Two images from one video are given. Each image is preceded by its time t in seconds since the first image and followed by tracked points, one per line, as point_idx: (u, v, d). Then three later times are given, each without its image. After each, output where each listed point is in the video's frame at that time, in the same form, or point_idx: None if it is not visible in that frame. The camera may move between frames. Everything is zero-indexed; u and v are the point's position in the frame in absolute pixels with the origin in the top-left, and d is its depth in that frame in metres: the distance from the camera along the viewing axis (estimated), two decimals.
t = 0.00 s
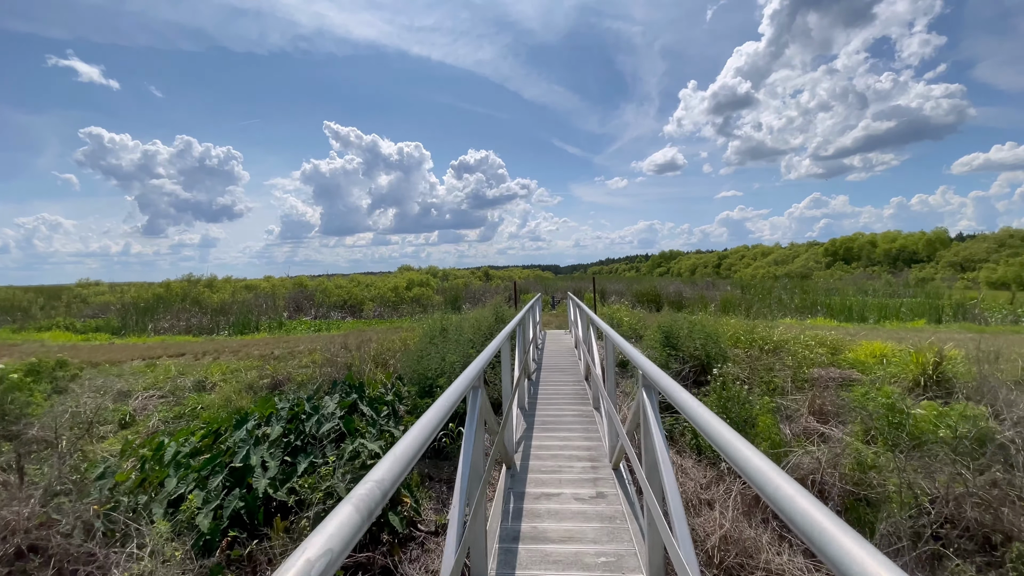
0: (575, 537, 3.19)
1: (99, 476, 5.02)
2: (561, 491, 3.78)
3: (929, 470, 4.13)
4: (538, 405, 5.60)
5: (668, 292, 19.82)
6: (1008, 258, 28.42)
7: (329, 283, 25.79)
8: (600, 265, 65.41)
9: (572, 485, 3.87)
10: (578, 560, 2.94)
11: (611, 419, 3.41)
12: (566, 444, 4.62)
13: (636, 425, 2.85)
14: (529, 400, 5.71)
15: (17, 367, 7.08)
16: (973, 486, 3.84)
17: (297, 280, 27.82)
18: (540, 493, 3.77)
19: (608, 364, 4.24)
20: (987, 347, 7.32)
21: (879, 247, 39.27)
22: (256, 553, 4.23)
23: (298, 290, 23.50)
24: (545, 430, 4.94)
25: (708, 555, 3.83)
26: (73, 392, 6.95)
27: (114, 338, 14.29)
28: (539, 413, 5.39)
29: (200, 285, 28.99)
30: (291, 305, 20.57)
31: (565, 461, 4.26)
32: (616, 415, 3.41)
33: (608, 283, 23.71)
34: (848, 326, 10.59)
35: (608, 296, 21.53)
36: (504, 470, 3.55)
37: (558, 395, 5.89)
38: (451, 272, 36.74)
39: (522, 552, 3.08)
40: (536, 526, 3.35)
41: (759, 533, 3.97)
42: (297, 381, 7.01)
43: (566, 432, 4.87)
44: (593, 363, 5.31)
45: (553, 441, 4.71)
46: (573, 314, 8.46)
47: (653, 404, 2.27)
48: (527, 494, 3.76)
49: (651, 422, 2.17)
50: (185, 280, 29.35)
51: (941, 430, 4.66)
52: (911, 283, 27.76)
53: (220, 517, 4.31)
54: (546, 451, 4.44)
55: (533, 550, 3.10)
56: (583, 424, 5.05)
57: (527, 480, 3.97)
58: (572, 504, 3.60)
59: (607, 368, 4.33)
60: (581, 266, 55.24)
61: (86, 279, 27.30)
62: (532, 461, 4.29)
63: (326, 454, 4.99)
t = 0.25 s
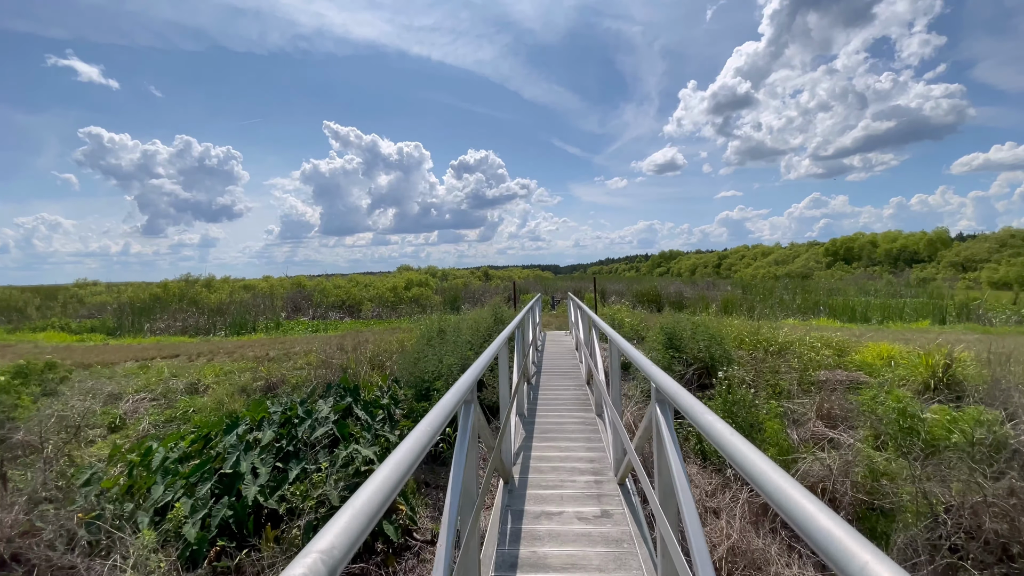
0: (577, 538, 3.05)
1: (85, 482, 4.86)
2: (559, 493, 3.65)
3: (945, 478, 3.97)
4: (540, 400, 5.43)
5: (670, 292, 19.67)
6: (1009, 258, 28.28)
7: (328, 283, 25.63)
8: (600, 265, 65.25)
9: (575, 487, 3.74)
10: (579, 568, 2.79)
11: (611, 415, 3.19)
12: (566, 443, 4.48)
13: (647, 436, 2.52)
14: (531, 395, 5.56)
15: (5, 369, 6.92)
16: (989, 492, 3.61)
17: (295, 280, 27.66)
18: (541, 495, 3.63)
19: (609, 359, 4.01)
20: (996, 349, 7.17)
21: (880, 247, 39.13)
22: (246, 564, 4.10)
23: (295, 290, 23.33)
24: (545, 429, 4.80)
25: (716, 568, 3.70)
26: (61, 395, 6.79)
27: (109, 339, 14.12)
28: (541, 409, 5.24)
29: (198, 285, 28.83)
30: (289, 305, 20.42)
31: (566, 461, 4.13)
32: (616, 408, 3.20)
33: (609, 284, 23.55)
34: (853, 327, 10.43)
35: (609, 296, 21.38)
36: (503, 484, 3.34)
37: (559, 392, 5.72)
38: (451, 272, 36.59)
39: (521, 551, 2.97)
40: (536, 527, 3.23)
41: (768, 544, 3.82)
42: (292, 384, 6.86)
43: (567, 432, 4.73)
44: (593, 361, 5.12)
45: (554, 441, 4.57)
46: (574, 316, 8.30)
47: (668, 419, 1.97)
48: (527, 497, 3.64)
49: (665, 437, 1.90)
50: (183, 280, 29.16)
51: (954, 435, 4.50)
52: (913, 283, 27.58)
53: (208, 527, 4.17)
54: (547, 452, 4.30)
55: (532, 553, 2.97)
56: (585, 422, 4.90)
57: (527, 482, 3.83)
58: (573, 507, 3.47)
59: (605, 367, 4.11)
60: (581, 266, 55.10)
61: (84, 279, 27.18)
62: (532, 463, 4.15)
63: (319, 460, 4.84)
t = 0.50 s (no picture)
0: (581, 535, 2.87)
1: (68, 487, 4.70)
2: (561, 476, 3.44)
3: (961, 484, 3.79)
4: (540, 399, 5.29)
5: (670, 292, 19.52)
6: (1011, 258, 28.14)
7: (326, 283, 25.47)
8: (600, 264, 65.10)
9: (578, 469, 3.53)
10: None
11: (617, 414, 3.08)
12: (567, 428, 4.27)
13: (662, 442, 2.11)
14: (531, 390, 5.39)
15: None
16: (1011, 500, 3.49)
17: (293, 280, 27.46)
18: (544, 476, 3.43)
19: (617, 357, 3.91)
20: (1004, 349, 7.03)
21: (880, 247, 39.00)
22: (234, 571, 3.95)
23: (293, 290, 23.15)
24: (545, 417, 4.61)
25: None
26: (49, 397, 6.63)
27: (103, 339, 13.94)
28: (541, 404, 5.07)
29: (196, 285, 28.64)
30: (287, 305, 20.25)
31: (569, 445, 3.91)
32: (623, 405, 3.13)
33: (609, 284, 23.40)
34: (856, 327, 10.30)
35: (609, 296, 21.22)
36: (507, 459, 3.08)
37: (558, 391, 5.58)
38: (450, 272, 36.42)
39: (524, 535, 2.75)
40: (539, 508, 3.04)
41: (776, 552, 3.66)
42: (286, 384, 6.70)
43: (569, 419, 4.53)
44: (592, 359, 5.03)
45: (556, 426, 4.36)
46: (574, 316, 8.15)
47: (686, 427, 1.68)
48: (528, 477, 3.43)
49: (681, 438, 1.66)
50: (181, 280, 28.97)
51: (969, 436, 4.35)
52: (914, 283, 27.42)
53: (194, 534, 4.02)
54: (548, 435, 4.09)
55: (539, 534, 2.74)
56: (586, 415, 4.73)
57: (528, 465, 3.63)
58: (577, 488, 3.26)
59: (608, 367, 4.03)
60: (581, 266, 54.93)
61: (82, 279, 26.99)
62: (533, 446, 3.94)
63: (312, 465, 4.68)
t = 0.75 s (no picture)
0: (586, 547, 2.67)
1: (49, 498, 4.51)
2: (565, 501, 3.09)
3: (982, 497, 3.60)
4: (540, 399, 5.04)
5: (671, 292, 19.35)
6: (1013, 258, 27.98)
7: (324, 283, 25.27)
8: (600, 264, 64.93)
9: (584, 492, 3.19)
10: None
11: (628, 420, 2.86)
12: (571, 442, 3.94)
13: (690, 481, 1.73)
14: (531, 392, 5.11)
15: None
16: None
17: (291, 280, 27.25)
18: (547, 501, 3.08)
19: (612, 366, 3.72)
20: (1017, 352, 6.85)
21: (881, 247, 38.85)
22: None
23: (291, 290, 22.98)
24: (547, 427, 4.29)
25: None
26: (34, 403, 6.42)
27: (96, 340, 13.74)
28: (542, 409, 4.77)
29: (193, 285, 28.43)
30: (285, 305, 20.06)
31: (573, 462, 3.60)
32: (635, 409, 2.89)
33: (609, 284, 23.23)
34: (862, 328, 10.13)
35: (609, 296, 21.05)
36: (506, 485, 2.79)
37: (560, 392, 5.30)
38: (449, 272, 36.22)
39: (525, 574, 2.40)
40: (541, 540, 2.68)
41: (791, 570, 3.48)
42: (278, 389, 6.51)
43: (572, 429, 4.21)
44: (594, 361, 4.78)
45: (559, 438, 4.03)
46: (574, 318, 7.97)
47: (720, 465, 1.44)
48: (528, 500, 3.10)
49: (714, 475, 1.43)
50: (178, 280, 28.78)
51: (989, 445, 4.16)
52: (916, 284, 27.27)
53: (177, 548, 3.84)
54: (550, 451, 3.80)
55: (541, 573, 2.39)
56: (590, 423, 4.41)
57: (529, 485, 3.30)
58: (583, 514, 2.92)
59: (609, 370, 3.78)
60: (581, 266, 54.76)
61: (78, 279, 26.79)
62: (534, 462, 3.63)
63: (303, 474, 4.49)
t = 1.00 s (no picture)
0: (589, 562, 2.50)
1: (32, 507, 4.35)
2: (569, 523, 2.81)
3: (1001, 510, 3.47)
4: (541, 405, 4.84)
5: (672, 293, 19.21)
6: (1015, 258, 27.85)
7: (323, 283, 25.11)
8: (599, 264, 64.79)
9: (590, 514, 2.88)
10: None
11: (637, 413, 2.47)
12: (575, 455, 3.70)
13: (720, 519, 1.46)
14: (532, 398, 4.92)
15: None
16: None
17: (289, 280, 27.07)
18: (549, 524, 2.79)
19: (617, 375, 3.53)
20: None
21: (882, 247, 38.73)
22: None
23: (289, 290, 22.82)
24: (548, 439, 4.06)
25: None
26: (21, 407, 6.26)
27: (91, 341, 13.58)
28: (543, 416, 4.54)
29: (190, 285, 28.25)
30: (283, 305, 19.90)
31: (576, 478, 3.34)
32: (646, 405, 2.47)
33: (609, 284, 23.10)
34: (866, 329, 9.99)
35: (609, 296, 20.91)
36: (503, 506, 2.57)
37: (562, 397, 5.09)
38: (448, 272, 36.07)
39: None
40: (543, 570, 2.40)
41: None
42: (272, 393, 6.34)
43: (575, 442, 3.98)
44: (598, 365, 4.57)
45: (562, 453, 3.77)
46: (575, 320, 7.82)
47: (765, 516, 1.19)
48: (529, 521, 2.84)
49: (753, 526, 1.20)
50: (176, 280, 28.60)
51: (1007, 452, 4.00)
52: (917, 284, 27.14)
53: (161, 562, 3.68)
54: (551, 466, 3.56)
55: None
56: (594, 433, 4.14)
57: (528, 506, 3.00)
58: (589, 540, 2.63)
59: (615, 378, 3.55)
60: (580, 266, 54.62)
61: (75, 279, 26.62)
62: (534, 478, 3.36)
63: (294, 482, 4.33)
